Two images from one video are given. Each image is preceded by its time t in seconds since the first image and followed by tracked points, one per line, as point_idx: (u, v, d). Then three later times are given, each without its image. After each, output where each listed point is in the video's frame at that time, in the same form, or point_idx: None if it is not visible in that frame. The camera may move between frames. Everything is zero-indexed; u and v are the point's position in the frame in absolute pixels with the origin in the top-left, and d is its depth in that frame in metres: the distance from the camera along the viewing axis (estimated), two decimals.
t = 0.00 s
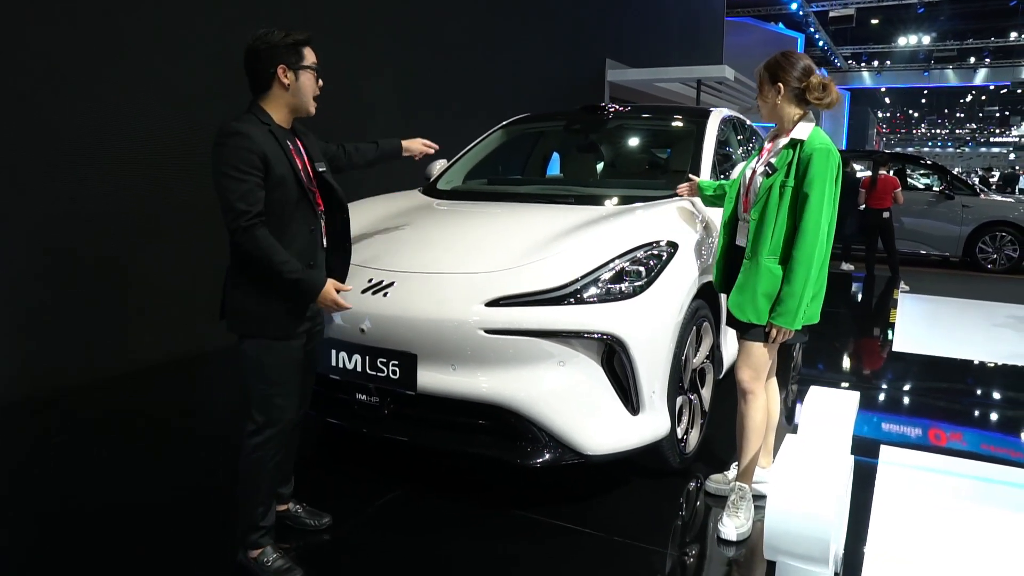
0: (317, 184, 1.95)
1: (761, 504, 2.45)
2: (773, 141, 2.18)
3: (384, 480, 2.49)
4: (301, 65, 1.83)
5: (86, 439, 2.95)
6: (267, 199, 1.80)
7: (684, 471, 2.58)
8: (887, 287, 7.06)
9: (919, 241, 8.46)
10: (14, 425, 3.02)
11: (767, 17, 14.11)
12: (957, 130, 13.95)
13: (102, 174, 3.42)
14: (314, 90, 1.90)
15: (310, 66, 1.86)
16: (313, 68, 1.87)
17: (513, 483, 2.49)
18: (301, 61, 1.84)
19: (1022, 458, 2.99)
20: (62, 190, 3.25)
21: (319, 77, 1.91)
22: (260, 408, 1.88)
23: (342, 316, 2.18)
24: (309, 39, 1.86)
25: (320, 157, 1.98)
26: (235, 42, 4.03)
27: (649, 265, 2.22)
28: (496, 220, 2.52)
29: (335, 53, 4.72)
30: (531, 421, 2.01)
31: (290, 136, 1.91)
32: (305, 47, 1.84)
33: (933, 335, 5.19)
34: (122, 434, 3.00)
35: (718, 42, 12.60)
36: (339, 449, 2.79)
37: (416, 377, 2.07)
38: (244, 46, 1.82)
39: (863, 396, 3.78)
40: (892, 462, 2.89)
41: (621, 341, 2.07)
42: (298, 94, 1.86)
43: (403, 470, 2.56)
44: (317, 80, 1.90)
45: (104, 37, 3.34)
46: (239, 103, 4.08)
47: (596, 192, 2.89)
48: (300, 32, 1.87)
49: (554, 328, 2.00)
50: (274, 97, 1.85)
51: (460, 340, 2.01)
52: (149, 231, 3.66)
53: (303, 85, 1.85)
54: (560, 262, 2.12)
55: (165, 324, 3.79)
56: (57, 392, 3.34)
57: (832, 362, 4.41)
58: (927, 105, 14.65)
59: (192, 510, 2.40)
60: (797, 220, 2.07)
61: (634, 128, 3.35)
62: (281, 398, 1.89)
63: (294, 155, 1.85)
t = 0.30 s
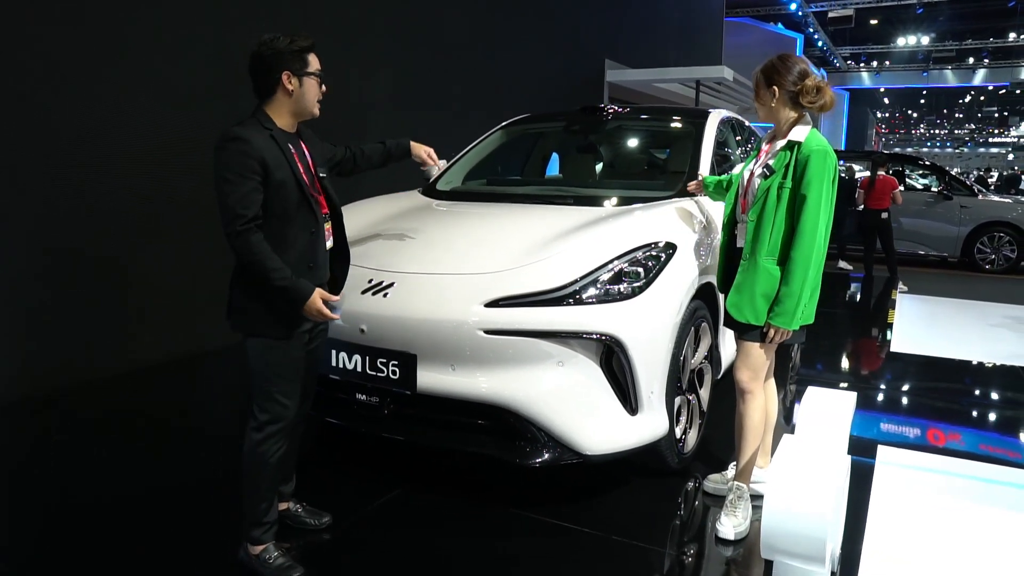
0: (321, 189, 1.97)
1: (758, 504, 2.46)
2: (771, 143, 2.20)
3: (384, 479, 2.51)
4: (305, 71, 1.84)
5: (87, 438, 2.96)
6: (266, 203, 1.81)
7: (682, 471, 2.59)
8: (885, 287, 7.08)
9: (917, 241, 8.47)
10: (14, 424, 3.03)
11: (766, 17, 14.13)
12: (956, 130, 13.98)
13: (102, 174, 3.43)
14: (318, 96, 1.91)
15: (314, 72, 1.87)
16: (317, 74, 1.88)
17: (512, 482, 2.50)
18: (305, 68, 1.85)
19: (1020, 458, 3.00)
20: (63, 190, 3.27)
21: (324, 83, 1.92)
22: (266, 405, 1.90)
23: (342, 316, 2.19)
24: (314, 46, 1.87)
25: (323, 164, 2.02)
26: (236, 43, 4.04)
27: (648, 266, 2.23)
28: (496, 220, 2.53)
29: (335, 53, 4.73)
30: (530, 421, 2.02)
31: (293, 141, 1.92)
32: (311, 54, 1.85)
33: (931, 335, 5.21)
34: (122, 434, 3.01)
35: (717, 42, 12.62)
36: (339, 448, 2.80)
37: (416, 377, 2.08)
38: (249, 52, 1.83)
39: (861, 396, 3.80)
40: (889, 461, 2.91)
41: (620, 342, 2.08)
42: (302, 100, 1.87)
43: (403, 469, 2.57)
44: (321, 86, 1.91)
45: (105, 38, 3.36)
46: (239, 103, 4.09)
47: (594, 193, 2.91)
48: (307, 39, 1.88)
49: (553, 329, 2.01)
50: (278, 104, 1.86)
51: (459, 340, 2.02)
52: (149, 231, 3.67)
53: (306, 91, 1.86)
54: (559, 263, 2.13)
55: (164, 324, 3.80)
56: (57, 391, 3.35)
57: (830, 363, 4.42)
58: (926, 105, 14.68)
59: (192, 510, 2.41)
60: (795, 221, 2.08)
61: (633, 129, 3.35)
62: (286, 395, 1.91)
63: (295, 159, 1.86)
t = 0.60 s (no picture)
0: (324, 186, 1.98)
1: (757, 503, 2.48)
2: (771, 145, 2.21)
3: (385, 478, 2.51)
4: (312, 76, 1.86)
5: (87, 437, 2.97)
6: (265, 203, 1.82)
7: (682, 470, 2.61)
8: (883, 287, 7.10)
9: (916, 242, 8.49)
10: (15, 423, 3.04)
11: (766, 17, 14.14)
12: (955, 131, 14.00)
13: (102, 173, 3.43)
14: (322, 100, 1.92)
15: (321, 77, 1.88)
16: (324, 79, 1.89)
17: (512, 481, 2.51)
18: (313, 72, 1.86)
19: (1018, 458, 3.01)
20: (64, 190, 3.28)
21: (329, 87, 1.93)
22: (269, 402, 1.91)
23: (343, 316, 2.21)
24: (322, 51, 1.89)
25: (332, 157, 2.01)
26: (237, 43, 4.05)
27: (648, 266, 2.24)
28: (497, 220, 2.54)
29: (335, 53, 4.74)
30: (531, 420, 2.03)
31: (296, 140, 1.93)
32: (319, 59, 1.87)
33: (929, 335, 5.23)
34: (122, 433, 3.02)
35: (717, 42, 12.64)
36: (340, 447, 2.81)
37: (417, 377, 2.09)
38: (260, 50, 1.84)
39: (860, 396, 3.81)
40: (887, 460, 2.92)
41: (620, 342, 2.09)
42: (305, 103, 1.88)
43: (404, 468, 2.58)
44: (326, 90, 1.92)
45: (106, 38, 3.37)
46: (240, 104, 4.11)
47: (594, 193, 2.92)
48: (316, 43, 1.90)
49: (554, 329, 2.02)
50: (282, 105, 1.88)
51: (460, 340, 2.03)
52: (149, 231, 3.68)
53: (311, 94, 1.88)
54: (560, 263, 2.14)
55: (164, 324, 3.81)
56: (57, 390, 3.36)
57: (829, 363, 4.43)
58: (924, 106, 14.70)
59: (193, 508, 2.42)
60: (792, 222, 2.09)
61: (633, 129, 3.36)
62: (289, 392, 1.92)
63: (296, 160, 1.87)
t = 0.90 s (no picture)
0: (330, 191, 1.99)
1: (759, 501, 2.49)
2: (773, 146, 2.22)
3: (387, 478, 2.52)
4: (317, 73, 1.87)
5: (90, 437, 2.98)
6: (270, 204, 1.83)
7: (683, 470, 2.62)
8: (884, 287, 7.10)
9: (916, 241, 8.49)
10: (18, 423, 3.06)
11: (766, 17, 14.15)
12: (955, 130, 14.00)
13: (104, 174, 3.45)
14: (330, 97, 1.93)
15: (326, 73, 1.89)
16: (329, 75, 1.90)
17: (513, 480, 2.52)
18: (317, 69, 1.87)
19: (1019, 458, 3.02)
20: (65, 191, 3.30)
21: (335, 83, 1.94)
22: (272, 401, 1.92)
23: (347, 317, 2.22)
24: (324, 48, 1.90)
25: (337, 163, 2.03)
26: (238, 45, 4.07)
27: (650, 266, 2.25)
28: (499, 221, 2.55)
29: (336, 54, 4.75)
30: (533, 419, 2.05)
31: (307, 143, 1.95)
32: (321, 55, 1.88)
33: (930, 335, 5.24)
34: (124, 433, 3.04)
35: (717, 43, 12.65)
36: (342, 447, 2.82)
37: (420, 376, 2.10)
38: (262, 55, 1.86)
39: (861, 396, 3.82)
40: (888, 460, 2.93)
41: (622, 341, 2.10)
42: (316, 101, 1.90)
43: (407, 468, 2.59)
44: (333, 86, 1.93)
45: (107, 39, 3.39)
46: (241, 105, 4.12)
47: (595, 193, 2.93)
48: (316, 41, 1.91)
49: (557, 329, 2.04)
50: (293, 106, 1.89)
51: (462, 340, 2.04)
52: (149, 230, 3.69)
53: (319, 92, 1.89)
54: (563, 263, 2.15)
55: (165, 324, 3.82)
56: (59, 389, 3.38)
57: (830, 363, 4.45)
58: (925, 105, 14.71)
59: (196, 507, 2.43)
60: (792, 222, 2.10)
61: (633, 130, 3.37)
62: (292, 391, 1.93)
63: (304, 162, 1.88)
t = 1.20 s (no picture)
0: (333, 193, 2.00)
1: (759, 500, 2.50)
2: (772, 147, 2.23)
3: (388, 477, 2.53)
4: (323, 76, 1.88)
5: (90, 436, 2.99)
6: (269, 202, 1.83)
7: (683, 469, 2.63)
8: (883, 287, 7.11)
9: (915, 242, 8.50)
10: (20, 422, 3.07)
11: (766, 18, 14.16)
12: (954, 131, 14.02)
13: (104, 174, 3.46)
14: (336, 100, 1.94)
15: (332, 77, 1.90)
16: (335, 79, 1.91)
17: (513, 480, 2.53)
18: (323, 73, 1.89)
19: (1018, 458, 3.03)
20: (66, 191, 3.31)
21: (342, 87, 1.96)
22: (274, 400, 1.93)
23: (348, 317, 2.23)
24: (332, 51, 1.92)
25: (344, 163, 2.04)
26: (238, 45, 4.08)
27: (651, 266, 2.27)
28: (500, 221, 2.56)
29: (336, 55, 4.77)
30: (534, 419, 2.05)
31: (310, 143, 1.96)
32: (328, 59, 1.89)
33: (929, 335, 5.24)
34: (124, 432, 3.05)
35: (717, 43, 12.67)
36: (343, 446, 2.83)
37: (421, 376, 2.12)
38: (271, 56, 1.88)
39: (860, 396, 3.83)
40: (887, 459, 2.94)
41: (623, 341, 2.11)
42: (321, 104, 1.91)
43: (408, 467, 2.60)
44: (339, 89, 1.95)
45: (108, 40, 3.40)
46: (242, 105, 4.14)
47: (596, 194, 2.94)
48: (325, 45, 1.93)
49: (558, 328, 2.05)
50: (298, 108, 1.90)
51: (463, 340, 2.06)
52: (150, 230, 3.70)
53: (325, 95, 1.90)
54: (563, 263, 2.16)
55: (165, 324, 3.83)
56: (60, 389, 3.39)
57: (829, 364, 4.45)
58: (925, 106, 14.72)
59: (197, 506, 2.45)
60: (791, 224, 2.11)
61: (634, 130, 3.37)
62: (294, 390, 1.95)
63: (305, 162, 1.89)
